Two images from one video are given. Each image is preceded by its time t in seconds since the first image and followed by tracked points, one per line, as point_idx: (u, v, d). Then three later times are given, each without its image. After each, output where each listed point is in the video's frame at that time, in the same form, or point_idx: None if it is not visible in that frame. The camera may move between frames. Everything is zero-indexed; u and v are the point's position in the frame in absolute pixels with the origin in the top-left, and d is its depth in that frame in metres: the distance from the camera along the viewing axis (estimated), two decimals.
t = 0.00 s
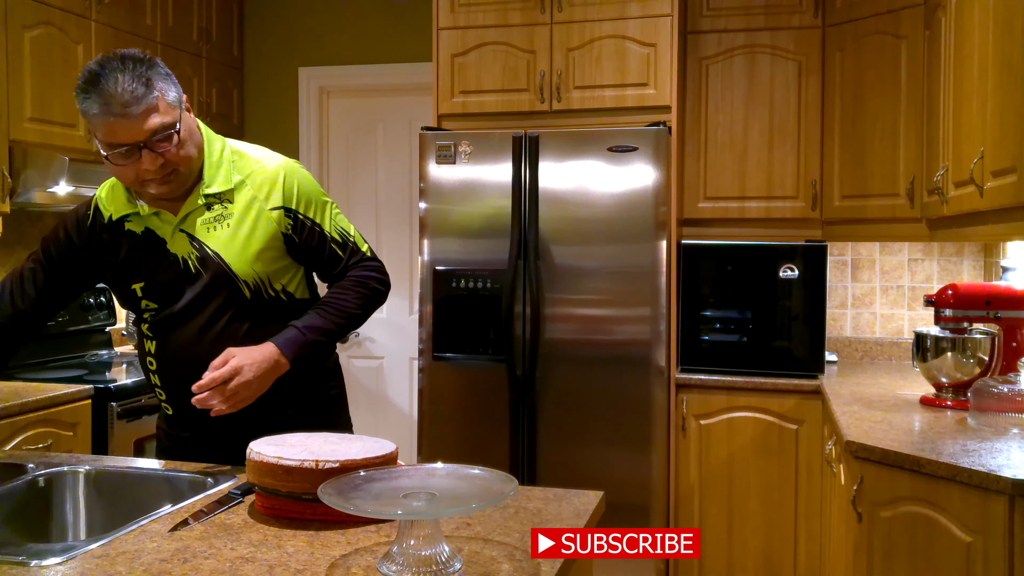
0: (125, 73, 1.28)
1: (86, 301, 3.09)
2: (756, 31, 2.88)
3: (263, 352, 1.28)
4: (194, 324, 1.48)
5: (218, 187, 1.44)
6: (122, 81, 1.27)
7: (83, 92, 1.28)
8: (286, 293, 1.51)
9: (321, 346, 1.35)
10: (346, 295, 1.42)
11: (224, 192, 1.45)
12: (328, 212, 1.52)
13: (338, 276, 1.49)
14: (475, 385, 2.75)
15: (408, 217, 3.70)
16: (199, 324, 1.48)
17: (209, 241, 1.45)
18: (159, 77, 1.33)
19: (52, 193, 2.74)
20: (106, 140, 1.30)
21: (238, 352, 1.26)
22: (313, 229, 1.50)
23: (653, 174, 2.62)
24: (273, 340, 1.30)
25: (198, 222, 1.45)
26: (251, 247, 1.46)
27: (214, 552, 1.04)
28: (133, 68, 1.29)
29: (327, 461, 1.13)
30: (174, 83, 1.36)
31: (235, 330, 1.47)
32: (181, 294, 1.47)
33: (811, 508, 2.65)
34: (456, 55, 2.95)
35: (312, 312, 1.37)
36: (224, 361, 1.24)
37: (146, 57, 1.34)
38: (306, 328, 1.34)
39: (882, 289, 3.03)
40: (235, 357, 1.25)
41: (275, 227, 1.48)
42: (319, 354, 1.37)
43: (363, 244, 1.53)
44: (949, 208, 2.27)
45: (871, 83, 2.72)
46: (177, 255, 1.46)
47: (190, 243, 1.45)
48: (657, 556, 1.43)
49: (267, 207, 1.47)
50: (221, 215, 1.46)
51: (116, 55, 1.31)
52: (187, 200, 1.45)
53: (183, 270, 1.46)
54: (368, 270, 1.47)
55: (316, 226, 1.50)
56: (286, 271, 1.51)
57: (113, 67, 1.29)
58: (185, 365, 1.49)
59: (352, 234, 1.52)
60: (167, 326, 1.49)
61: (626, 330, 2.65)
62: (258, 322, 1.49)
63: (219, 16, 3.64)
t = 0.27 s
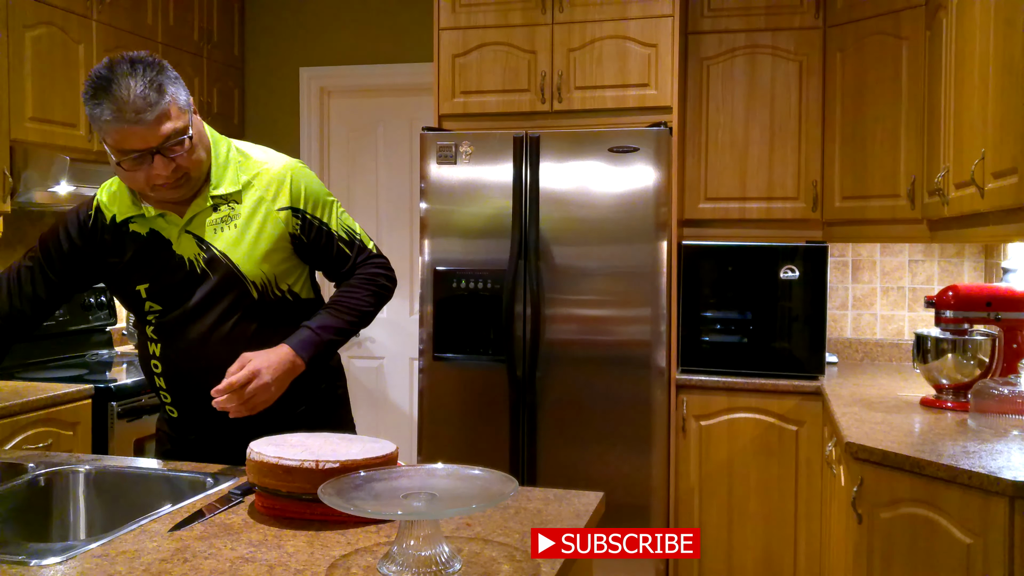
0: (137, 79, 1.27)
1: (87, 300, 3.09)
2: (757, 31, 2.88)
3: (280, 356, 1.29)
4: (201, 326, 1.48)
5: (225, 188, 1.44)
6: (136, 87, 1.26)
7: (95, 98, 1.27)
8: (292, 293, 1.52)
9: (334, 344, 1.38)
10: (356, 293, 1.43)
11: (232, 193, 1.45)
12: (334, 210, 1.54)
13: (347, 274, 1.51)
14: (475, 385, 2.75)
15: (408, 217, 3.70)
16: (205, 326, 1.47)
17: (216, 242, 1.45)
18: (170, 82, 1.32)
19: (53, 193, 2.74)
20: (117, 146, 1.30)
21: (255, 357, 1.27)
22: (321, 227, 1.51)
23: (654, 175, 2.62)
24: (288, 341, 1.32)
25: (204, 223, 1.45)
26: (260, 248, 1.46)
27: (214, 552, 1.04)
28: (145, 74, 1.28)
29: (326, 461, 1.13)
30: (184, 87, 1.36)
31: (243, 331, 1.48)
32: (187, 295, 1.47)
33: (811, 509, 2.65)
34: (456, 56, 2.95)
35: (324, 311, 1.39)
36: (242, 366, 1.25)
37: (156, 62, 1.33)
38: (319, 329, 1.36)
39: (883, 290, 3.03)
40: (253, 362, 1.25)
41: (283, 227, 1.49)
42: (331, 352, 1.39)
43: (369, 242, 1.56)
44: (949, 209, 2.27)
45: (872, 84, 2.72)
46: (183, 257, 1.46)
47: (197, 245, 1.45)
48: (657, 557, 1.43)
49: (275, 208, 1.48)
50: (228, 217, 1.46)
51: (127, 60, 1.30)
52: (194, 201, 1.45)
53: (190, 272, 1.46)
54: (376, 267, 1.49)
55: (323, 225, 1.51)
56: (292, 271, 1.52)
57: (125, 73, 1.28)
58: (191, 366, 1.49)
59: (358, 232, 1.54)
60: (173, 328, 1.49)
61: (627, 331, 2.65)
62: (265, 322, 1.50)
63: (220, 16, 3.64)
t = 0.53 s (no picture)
0: (144, 82, 1.27)
1: (86, 302, 3.09)
2: (757, 32, 2.88)
3: (290, 365, 1.30)
4: (204, 328, 1.48)
5: (231, 190, 1.45)
6: (144, 90, 1.26)
7: (102, 99, 1.26)
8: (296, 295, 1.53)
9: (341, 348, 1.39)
10: (361, 296, 1.45)
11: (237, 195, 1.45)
12: (338, 212, 1.54)
13: (352, 276, 1.51)
14: (476, 386, 2.75)
15: (408, 218, 3.70)
16: (207, 327, 1.48)
17: (221, 244, 1.46)
18: (177, 85, 1.32)
19: (53, 194, 2.75)
20: (124, 148, 1.29)
21: (265, 367, 1.28)
22: (325, 229, 1.51)
23: (654, 175, 2.62)
24: (297, 349, 1.33)
25: (209, 225, 1.46)
26: (264, 250, 1.47)
27: (214, 553, 1.04)
28: (153, 76, 1.28)
29: (326, 462, 1.13)
30: (190, 89, 1.35)
31: (246, 333, 1.48)
32: (190, 297, 1.47)
33: (811, 509, 2.65)
34: (456, 56, 2.95)
35: (329, 316, 1.40)
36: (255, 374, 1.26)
37: (163, 63, 1.33)
38: (326, 334, 1.37)
39: (882, 290, 3.03)
40: (264, 371, 1.26)
41: (287, 230, 1.49)
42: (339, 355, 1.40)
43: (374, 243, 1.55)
44: (949, 209, 2.27)
45: (872, 84, 2.72)
46: (186, 258, 1.46)
47: (201, 247, 1.46)
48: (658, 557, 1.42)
49: (280, 210, 1.48)
50: (232, 219, 1.46)
51: (134, 62, 1.30)
52: (198, 203, 1.45)
53: (194, 274, 1.46)
54: (380, 269, 1.50)
55: (328, 227, 1.51)
56: (296, 274, 1.53)
57: (133, 75, 1.27)
58: (192, 368, 1.49)
59: (363, 233, 1.54)
60: (175, 330, 1.48)
61: (627, 331, 2.65)
62: (268, 325, 1.50)
63: (220, 17, 3.64)
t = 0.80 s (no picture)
0: (140, 77, 1.26)
1: (85, 298, 3.09)
2: (756, 28, 2.87)
3: (289, 361, 1.29)
4: (202, 326, 1.47)
5: (231, 186, 1.45)
6: (138, 85, 1.26)
7: (97, 94, 1.26)
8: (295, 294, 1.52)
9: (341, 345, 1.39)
10: (359, 294, 1.45)
11: (237, 191, 1.46)
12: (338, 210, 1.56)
13: (351, 273, 1.52)
14: (475, 382, 2.75)
15: (407, 214, 3.69)
16: (206, 324, 1.47)
17: (220, 241, 1.46)
18: (174, 80, 1.31)
19: (51, 189, 2.71)
20: (118, 143, 1.29)
21: (264, 363, 1.27)
22: (326, 226, 1.53)
23: (653, 171, 2.62)
24: (296, 345, 1.33)
25: (208, 221, 1.46)
26: (264, 247, 1.47)
27: (212, 548, 1.04)
28: (149, 71, 1.28)
29: (325, 458, 1.13)
30: (187, 85, 1.35)
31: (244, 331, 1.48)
32: (188, 294, 1.47)
33: (810, 505, 2.66)
34: (456, 52, 2.94)
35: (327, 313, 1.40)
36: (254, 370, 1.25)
37: (160, 59, 1.32)
38: (325, 331, 1.36)
39: (881, 286, 3.03)
40: (262, 367, 1.26)
41: (287, 227, 1.50)
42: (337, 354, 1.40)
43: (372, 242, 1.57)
44: (948, 206, 2.27)
45: (871, 81, 2.72)
46: (185, 255, 1.46)
47: (201, 243, 1.46)
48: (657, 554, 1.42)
49: (280, 207, 1.49)
50: (232, 215, 1.46)
51: (131, 56, 1.29)
52: (198, 199, 1.45)
53: (193, 271, 1.46)
54: (379, 267, 1.51)
55: (327, 225, 1.53)
56: (295, 272, 1.53)
57: (129, 70, 1.27)
58: (190, 365, 1.48)
59: (361, 232, 1.55)
60: (174, 326, 1.48)
61: (626, 328, 2.65)
62: (267, 322, 1.49)
63: (219, 13, 3.64)
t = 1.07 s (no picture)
0: (132, 79, 1.26)
1: (85, 296, 3.09)
2: (756, 25, 2.87)
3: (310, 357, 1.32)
4: (206, 323, 1.46)
5: (235, 184, 1.46)
6: (129, 87, 1.25)
7: (90, 96, 1.26)
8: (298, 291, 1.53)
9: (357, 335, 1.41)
10: (371, 285, 1.48)
11: (241, 189, 1.46)
12: (341, 205, 1.57)
13: (360, 265, 1.55)
14: (475, 379, 2.75)
15: (407, 212, 3.69)
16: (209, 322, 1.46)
17: (223, 238, 1.46)
18: (167, 81, 1.30)
19: (51, 187, 2.68)
20: (113, 146, 1.29)
21: (285, 360, 1.29)
22: (329, 222, 1.54)
23: (653, 169, 2.62)
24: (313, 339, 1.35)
25: (211, 219, 1.46)
26: (268, 244, 1.48)
27: (212, 546, 1.04)
28: (141, 72, 1.27)
29: (325, 455, 1.13)
30: (180, 85, 1.34)
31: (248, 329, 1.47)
32: (192, 292, 1.46)
33: (810, 502, 2.66)
34: (455, 50, 2.94)
35: (342, 307, 1.42)
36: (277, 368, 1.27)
37: (153, 59, 1.31)
38: (341, 324, 1.39)
39: (881, 283, 3.03)
40: (286, 364, 1.28)
41: (291, 224, 1.51)
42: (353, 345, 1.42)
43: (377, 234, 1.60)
44: (948, 202, 2.26)
45: (871, 78, 2.72)
46: (188, 253, 1.45)
47: (203, 241, 1.45)
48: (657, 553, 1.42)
49: (283, 205, 1.50)
50: (235, 213, 1.47)
51: (123, 58, 1.29)
52: (199, 196, 1.45)
53: (197, 269, 1.45)
54: (387, 258, 1.54)
55: (333, 220, 1.55)
56: (298, 269, 1.53)
57: (121, 72, 1.26)
58: (192, 364, 1.47)
59: (367, 225, 1.58)
60: (176, 324, 1.47)
61: (625, 325, 2.65)
62: (270, 320, 1.49)
63: (218, 11, 3.63)
